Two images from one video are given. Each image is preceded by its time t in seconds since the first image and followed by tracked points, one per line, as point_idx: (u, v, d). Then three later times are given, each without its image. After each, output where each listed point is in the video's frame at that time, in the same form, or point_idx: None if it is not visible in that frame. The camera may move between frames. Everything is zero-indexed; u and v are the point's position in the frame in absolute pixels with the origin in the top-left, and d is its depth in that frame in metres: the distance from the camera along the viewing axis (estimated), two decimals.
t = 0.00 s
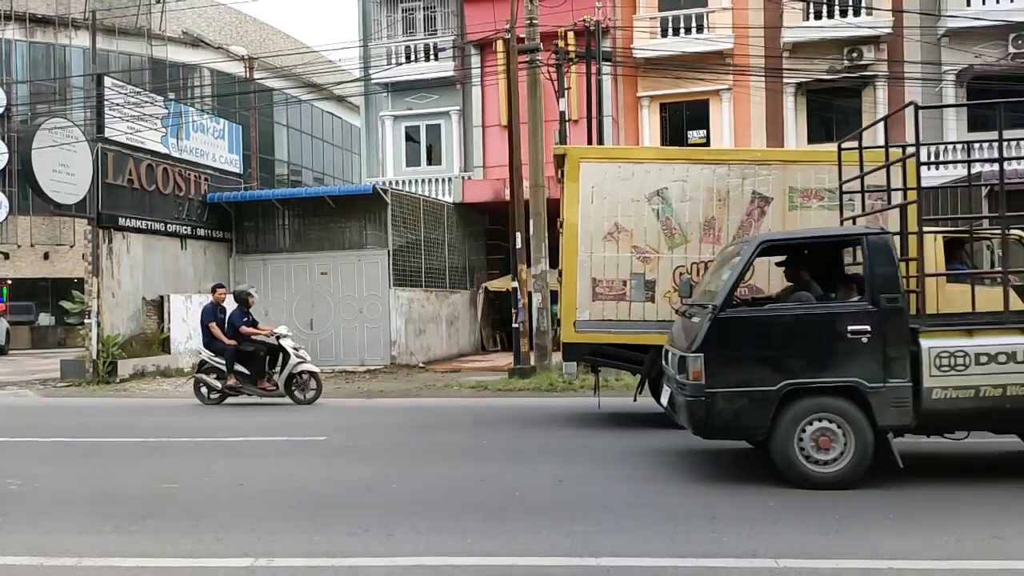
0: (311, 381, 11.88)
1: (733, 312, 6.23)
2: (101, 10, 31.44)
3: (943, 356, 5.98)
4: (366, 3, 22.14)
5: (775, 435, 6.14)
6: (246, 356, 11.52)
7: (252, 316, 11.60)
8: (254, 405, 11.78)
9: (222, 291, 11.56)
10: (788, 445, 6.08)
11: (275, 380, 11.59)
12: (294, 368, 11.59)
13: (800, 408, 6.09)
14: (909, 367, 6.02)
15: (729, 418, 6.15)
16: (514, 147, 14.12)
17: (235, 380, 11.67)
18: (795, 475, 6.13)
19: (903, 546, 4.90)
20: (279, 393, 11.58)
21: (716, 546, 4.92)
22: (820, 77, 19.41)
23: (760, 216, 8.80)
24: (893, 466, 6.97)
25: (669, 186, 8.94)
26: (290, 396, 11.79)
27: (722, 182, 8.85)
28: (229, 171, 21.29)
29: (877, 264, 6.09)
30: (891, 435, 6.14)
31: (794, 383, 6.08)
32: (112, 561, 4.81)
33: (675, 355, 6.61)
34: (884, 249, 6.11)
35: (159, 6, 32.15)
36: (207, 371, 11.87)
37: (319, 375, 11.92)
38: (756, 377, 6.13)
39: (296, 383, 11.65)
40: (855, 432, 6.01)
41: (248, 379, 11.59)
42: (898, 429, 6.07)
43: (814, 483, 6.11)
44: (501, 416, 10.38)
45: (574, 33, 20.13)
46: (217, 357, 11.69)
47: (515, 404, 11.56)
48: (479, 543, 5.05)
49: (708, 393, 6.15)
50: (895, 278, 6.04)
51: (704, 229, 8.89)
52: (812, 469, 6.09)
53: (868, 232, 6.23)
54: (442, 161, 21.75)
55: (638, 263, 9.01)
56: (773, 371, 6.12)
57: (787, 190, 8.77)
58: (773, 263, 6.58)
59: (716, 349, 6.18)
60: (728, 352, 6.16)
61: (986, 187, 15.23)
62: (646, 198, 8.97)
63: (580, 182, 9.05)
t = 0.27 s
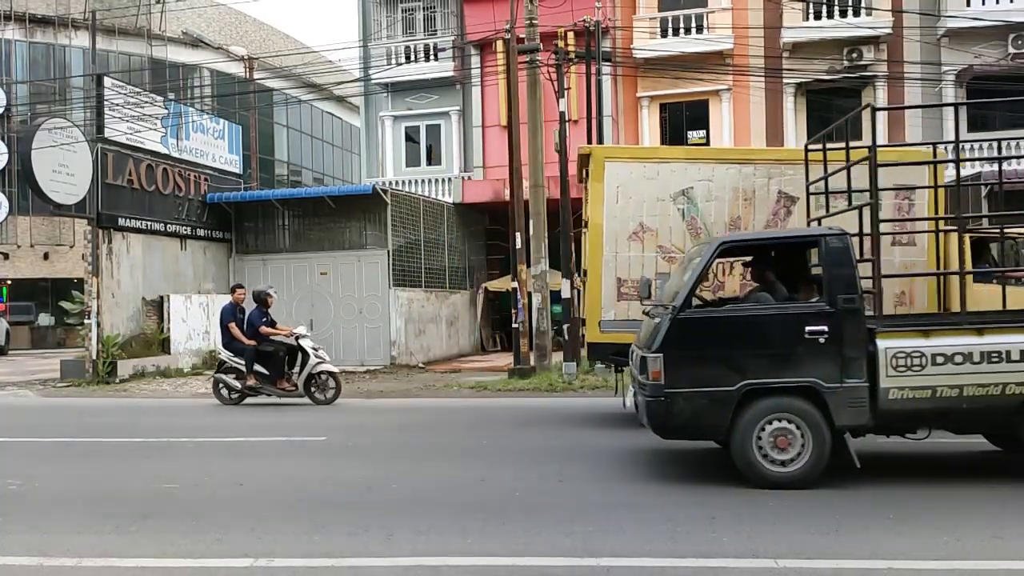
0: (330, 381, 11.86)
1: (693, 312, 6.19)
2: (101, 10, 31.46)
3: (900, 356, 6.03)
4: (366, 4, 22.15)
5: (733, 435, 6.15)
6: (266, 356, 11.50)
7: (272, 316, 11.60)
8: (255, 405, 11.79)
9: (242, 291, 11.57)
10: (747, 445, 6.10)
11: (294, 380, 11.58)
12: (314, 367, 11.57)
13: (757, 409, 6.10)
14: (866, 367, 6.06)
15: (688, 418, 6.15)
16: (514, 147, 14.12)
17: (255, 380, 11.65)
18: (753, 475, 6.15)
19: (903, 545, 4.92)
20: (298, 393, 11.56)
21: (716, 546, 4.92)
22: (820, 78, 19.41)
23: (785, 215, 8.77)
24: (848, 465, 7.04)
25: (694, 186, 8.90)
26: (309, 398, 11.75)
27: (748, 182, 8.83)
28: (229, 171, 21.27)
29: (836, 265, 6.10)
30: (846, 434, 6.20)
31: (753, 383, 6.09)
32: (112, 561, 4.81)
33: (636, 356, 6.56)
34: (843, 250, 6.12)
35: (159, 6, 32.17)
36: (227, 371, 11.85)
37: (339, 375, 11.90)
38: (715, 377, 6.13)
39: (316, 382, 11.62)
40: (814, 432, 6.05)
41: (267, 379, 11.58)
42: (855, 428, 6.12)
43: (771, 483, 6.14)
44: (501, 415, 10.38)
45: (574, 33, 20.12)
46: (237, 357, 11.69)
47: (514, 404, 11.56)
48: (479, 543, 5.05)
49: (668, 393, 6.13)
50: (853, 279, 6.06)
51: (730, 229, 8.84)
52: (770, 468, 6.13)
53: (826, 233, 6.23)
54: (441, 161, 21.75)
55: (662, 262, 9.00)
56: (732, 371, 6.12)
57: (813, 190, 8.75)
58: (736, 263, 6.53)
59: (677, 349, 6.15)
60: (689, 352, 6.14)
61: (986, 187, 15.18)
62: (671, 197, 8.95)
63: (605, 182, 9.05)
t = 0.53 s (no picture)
0: (352, 381, 11.84)
1: (648, 313, 6.20)
2: (101, 11, 31.48)
3: (853, 356, 6.02)
4: (366, 4, 22.15)
5: (688, 434, 6.16)
6: (288, 356, 11.48)
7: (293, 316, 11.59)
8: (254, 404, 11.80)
9: (264, 292, 11.55)
10: (701, 444, 6.13)
11: (317, 380, 11.55)
12: (336, 368, 11.55)
13: (711, 410, 6.12)
14: (819, 368, 6.07)
15: (643, 418, 6.16)
16: (513, 147, 14.11)
17: (277, 380, 11.61)
18: (708, 475, 6.18)
19: (903, 545, 4.92)
20: (321, 393, 11.54)
21: (715, 546, 4.92)
22: (820, 78, 19.41)
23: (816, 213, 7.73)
24: (804, 465, 7.04)
25: (725, 185, 8.22)
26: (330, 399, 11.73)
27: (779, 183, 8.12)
28: (229, 171, 21.27)
29: (790, 266, 6.10)
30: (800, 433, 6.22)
31: (706, 383, 6.10)
32: (111, 561, 4.81)
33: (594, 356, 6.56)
34: (797, 251, 6.12)
35: (159, 6, 32.20)
36: (249, 371, 11.78)
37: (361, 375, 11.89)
38: (669, 377, 6.13)
39: (338, 382, 11.60)
40: (768, 432, 6.07)
41: (290, 379, 11.56)
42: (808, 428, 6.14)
43: (726, 483, 6.17)
44: (500, 415, 10.38)
45: (574, 33, 20.11)
46: (259, 357, 11.63)
47: (514, 404, 11.56)
48: (479, 543, 5.05)
49: (622, 393, 6.14)
50: (807, 280, 6.06)
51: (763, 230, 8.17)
52: (724, 468, 6.15)
53: (781, 234, 6.23)
54: (441, 161, 21.76)
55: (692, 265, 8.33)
56: (686, 371, 6.12)
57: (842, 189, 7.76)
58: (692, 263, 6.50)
59: (631, 349, 6.16)
60: (643, 352, 6.15)
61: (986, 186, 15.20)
62: (700, 196, 8.26)
63: (632, 181, 8.36)
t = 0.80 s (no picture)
0: (371, 381, 11.80)
1: (608, 313, 6.23)
2: (102, 11, 31.50)
3: (810, 357, 6.04)
4: (366, 4, 22.15)
5: (648, 435, 6.19)
6: (308, 356, 11.43)
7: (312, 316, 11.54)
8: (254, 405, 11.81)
9: (283, 291, 11.50)
10: (660, 445, 6.16)
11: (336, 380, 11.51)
12: (356, 368, 11.50)
13: (670, 410, 6.16)
14: (777, 368, 6.09)
15: (604, 418, 6.21)
16: (513, 148, 14.10)
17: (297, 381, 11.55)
18: (667, 475, 6.22)
19: (904, 545, 4.91)
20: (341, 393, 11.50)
21: (714, 546, 4.92)
22: (820, 78, 19.41)
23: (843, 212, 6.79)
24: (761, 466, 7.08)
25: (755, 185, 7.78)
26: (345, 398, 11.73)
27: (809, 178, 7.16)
28: (229, 172, 21.26)
29: (749, 266, 6.11)
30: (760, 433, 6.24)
31: (666, 383, 6.13)
32: (111, 561, 4.80)
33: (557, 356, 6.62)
34: (756, 251, 6.12)
35: (159, 6, 32.23)
36: (268, 371, 11.71)
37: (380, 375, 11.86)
38: (628, 377, 6.18)
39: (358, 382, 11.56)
40: (727, 433, 6.11)
41: (309, 379, 11.50)
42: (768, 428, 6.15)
43: (685, 483, 6.21)
44: (500, 415, 10.38)
45: (574, 33, 20.11)
46: (278, 357, 11.55)
47: (514, 404, 11.55)
48: (479, 544, 5.05)
49: (582, 393, 6.21)
50: (765, 281, 6.07)
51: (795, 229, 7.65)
52: (683, 468, 6.19)
53: (741, 235, 6.23)
54: (441, 161, 21.76)
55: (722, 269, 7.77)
56: (646, 372, 6.16)
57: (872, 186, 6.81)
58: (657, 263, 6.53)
59: (590, 349, 6.22)
60: (604, 353, 6.20)
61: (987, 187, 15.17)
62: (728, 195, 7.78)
63: (658, 182, 7.85)
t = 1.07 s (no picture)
0: (391, 380, 11.78)
1: (568, 314, 6.29)
2: (102, 11, 31.51)
3: (768, 357, 6.05)
4: (366, 4, 22.16)
5: (607, 434, 6.22)
6: (328, 356, 11.44)
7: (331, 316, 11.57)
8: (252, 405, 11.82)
9: (302, 291, 11.55)
10: (619, 443, 6.19)
11: (356, 380, 11.50)
12: (375, 367, 11.50)
13: (630, 410, 6.19)
14: (736, 368, 6.10)
15: (564, 418, 6.25)
16: (512, 148, 14.10)
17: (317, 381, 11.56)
18: (626, 473, 6.24)
19: (904, 545, 4.91)
20: (360, 393, 11.48)
21: (714, 546, 4.92)
22: (820, 78, 19.43)
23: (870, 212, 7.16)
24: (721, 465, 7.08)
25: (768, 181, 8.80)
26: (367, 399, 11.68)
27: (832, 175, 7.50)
28: (229, 171, 21.26)
29: (708, 267, 6.12)
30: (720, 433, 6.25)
31: (625, 384, 6.16)
32: (111, 561, 4.80)
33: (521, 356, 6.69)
34: (716, 252, 6.13)
35: (159, 6, 32.25)
36: (288, 371, 11.71)
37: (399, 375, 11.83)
38: (587, 378, 6.22)
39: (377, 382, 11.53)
40: (687, 436, 6.12)
41: (329, 379, 11.50)
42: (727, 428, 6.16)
43: (643, 482, 6.23)
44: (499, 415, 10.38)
45: (574, 33, 20.11)
46: (297, 357, 11.56)
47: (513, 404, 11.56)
48: (478, 544, 5.05)
49: (542, 393, 6.27)
50: (724, 281, 6.07)
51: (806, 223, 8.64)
52: (641, 467, 6.22)
53: (703, 236, 6.23)
54: (441, 161, 21.76)
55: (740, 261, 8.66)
56: (605, 372, 6.20)
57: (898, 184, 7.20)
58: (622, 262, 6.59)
59: (550, 350, 6.28)
60: (566, 353, 6.25)
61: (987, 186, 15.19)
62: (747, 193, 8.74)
63: (683, 180, 8.82)
